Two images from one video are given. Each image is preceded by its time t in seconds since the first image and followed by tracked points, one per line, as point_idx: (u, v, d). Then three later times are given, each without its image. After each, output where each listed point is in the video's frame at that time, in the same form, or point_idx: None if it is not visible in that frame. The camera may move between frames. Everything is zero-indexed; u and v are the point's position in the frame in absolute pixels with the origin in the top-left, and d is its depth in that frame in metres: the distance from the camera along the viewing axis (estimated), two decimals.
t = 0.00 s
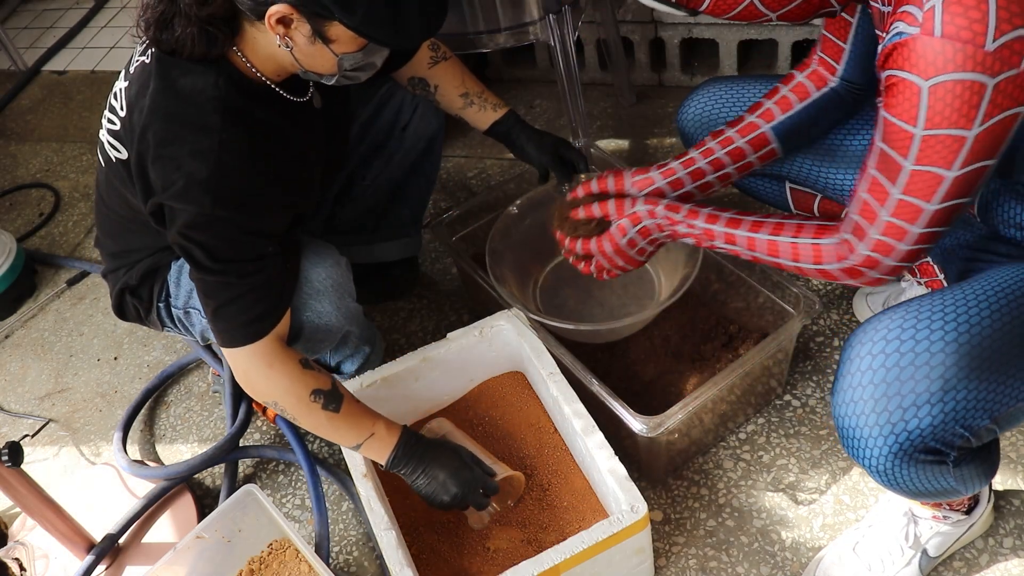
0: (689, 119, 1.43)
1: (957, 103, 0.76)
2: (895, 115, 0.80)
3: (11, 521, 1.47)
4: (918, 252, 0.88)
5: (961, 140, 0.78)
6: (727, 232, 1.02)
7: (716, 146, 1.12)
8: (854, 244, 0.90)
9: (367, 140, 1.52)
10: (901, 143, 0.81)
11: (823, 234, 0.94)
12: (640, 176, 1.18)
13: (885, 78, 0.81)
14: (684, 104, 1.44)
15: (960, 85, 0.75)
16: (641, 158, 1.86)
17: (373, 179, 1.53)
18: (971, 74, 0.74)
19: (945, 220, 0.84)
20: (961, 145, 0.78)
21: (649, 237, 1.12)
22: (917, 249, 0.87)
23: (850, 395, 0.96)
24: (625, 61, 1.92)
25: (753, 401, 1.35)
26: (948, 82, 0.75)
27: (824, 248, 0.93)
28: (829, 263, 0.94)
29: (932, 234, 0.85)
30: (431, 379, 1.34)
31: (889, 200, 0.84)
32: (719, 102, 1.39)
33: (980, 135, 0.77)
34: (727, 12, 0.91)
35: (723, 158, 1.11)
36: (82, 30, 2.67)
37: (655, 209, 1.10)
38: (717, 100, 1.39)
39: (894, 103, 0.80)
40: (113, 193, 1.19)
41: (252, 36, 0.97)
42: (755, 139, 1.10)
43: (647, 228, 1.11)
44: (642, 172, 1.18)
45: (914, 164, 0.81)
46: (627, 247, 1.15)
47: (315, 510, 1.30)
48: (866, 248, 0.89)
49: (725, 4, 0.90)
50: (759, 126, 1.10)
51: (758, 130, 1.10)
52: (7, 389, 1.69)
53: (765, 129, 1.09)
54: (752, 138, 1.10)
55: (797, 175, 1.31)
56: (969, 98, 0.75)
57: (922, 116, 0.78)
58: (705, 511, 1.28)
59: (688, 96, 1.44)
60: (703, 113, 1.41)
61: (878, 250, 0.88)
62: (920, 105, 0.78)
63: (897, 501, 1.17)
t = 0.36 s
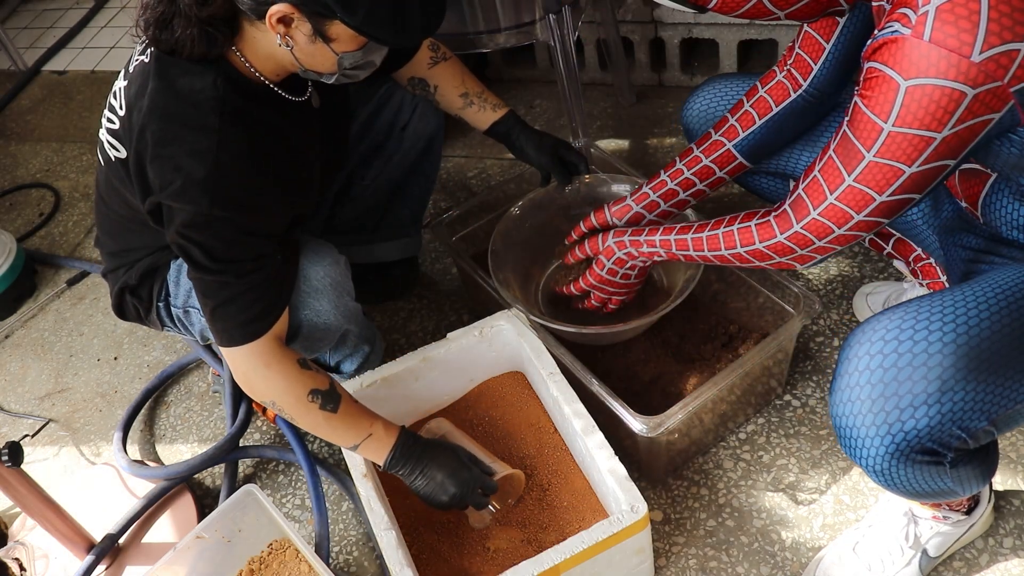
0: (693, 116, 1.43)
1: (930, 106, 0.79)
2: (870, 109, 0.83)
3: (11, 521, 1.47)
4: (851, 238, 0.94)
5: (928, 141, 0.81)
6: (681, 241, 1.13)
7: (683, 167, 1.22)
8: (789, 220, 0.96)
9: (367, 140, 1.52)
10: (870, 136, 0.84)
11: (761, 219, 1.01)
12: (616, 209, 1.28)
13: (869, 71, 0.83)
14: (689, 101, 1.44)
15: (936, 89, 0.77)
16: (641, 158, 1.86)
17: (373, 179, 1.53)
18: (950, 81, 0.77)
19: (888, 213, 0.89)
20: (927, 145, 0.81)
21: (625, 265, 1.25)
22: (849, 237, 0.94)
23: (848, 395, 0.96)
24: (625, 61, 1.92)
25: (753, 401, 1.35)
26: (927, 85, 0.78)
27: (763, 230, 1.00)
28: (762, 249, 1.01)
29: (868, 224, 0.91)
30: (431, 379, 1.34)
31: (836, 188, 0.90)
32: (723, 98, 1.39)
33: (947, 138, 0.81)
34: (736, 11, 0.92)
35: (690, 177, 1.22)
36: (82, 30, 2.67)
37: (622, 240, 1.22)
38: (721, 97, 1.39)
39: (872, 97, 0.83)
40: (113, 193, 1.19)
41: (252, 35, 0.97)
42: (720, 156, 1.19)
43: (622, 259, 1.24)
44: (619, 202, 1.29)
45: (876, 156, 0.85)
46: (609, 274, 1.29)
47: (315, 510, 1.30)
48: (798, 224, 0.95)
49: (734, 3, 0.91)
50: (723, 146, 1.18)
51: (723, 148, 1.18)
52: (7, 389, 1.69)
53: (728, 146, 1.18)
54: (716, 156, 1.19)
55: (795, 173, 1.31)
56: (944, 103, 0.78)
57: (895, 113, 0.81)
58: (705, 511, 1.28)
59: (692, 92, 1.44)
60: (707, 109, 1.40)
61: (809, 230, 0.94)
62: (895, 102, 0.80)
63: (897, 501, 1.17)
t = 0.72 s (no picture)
0: (693, 115, 1.43)
1: (944, 102, 0.79)
2: (883, 108, 0.83)
3: (10, 521, 1.47)
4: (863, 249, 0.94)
5: (943, 139, 0.81)
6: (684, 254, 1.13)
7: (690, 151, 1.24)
8: (801, 234, 0.96)
9: (367, 139, 1.52)
10: (884, 136, 0.84)
11: (771, 234, 1.01)
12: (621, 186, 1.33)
13: (880, 69, 0.83)
14: (688, 99, 1.44)
15: (951, 85, 0.77)
16: (641, 158, 1.86)
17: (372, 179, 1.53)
18: (964, 75, 0.76)
19: (902, 220, 0.89)
20: (942, 144, 0.81)
21: (619, 278, 1.24)
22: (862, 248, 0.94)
23: (847, 396, 0.96)
24: (625, 61, 1.92)
25: (753, 401, 1.35)
26: (940, 80, 0.78)
27: (773, 245, 1.00)
28: (772, 265, 1.01)
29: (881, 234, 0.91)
30: (431, 379, 1.34)
31: (845, 198, 0.90)
32: (722, 98, 1.39)
33: (961, 136, 0.81)
34: (737, 15, 0.92)
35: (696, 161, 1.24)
36: (82, 30, 2.67)
37: (621, 253, 1.22)
38: (721, 96, 1.39)
39: (884, 96, 0.83)
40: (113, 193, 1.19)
41: (250, 35, 0.97)
42: (728, 144, 1.20)
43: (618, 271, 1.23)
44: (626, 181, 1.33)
45: (889, 159, 0.85)
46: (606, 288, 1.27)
47: (315, 510, 1.30)
48: (810, 238, 0.95)
49: (736, 8, 0.91)
50: (733, 134, 1.19)
51: (732, 136, 1.20)
52: (7, 389, 1.69)
53: (738, 135, 1.19)
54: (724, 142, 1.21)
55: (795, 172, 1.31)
56: (958, 98, 0.78)
57: (908, 111, 0.81)
58: (705, 511, 1.28)
59: (692, 91, 1.44)
60: (706, 109, 1.40)
61: (821, 242, 0.94)
62: (909, 100, 0.80)
63: (897, 501, 1.17)
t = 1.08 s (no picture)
0: (693, 115, 1.43)
1: (934, 100, 0.79)
2: (874, 107, 0.84)
3: (10, 521, 1.47)
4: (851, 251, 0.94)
5: (933, 137, 0.81)
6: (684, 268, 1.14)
7: (694, 155, 1.23)
8: (789, 232, 0.97)
9: (366, 139, 1.52)
10: (874, 134, 0.84)
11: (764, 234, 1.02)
12: (638, 209, 1.32)
13: (871, 68, 0.84)
14: (689, 99, 1.44)
15: (941, 82, 0.77)
16: (641, 158, 1.86)
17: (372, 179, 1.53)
18: (955, 73, 0.77)
19: (891, 219, 0.89)
20: (932, 142, 0.81)
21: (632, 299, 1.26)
22: (848, 251, 0.94)
23: (848, 390, 0.97)
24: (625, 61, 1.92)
25: (753, 401, 1.35)
26: (930, 77, 0.78)
27: (764, 244, 1.00)
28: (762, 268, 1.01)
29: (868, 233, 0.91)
30: (431, 379, 1.34)
31: (830, 199, 0.91)
32: (722, 98, 1.39)
33: (951, 134, 0.81)
34: (733, 20, 0.93)
35: (699, 164, 1.24)
36: (82, 30, 2.67)
37: (639, 273, 1.24)
38: (720, 95, 1.39)
39: (875, 94, 0.83)
40: (112, 193, 1.19)
41: (247, 33, 0.97)
42: (735, 150, 1.21)
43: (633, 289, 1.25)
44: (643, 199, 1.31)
45: (879, 158, 0.85)
46: (616, 303, 1.29)
47: (315, 510, 1.30)
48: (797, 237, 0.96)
49: (731, 12, 0.91)
50: (739, 139, 1.19)
51: (738, 142, 1.20)
52: (6, 389, 1.69)
53: (744, 141, 1.19)
54: (731, 148, 1.21)
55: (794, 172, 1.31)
56: (948, 96, 0.78)
57: (898, 110, 0.81)
58: (705, 511, 1.28)
59: (692, 91, 1.44)
60: (706, 108, 1.41)
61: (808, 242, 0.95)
62: (899, 98, 0.81)
63: (897, 500, 1.17)
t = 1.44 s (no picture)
0: (695, 113, 1.43)
1: (936, 96, 0.78)
2: (876, 105, 0.84)
3: (11, 521, 1.47)
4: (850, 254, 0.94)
5: (935, 135, 0.81)
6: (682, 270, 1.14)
7: (696, 166, 1.24)
8: (790, 236, 0.97)
9: (366, 139, 1.52)
10: (874, 132, 0.84)
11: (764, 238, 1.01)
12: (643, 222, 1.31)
13: (873, 65, 0.84)
14: (691, 98, 1.44)
15: (941, 78, 0.77)
16: (641, 158, 1.86)
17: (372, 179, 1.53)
18: (957, 68, 0.76)
19: (892, 220, 0.89)
20: (934, 140, 0.81)
21: (628, 300, 1.26)
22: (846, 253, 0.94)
23: (845, 391, 0.97)
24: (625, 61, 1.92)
25: (753, 401, 1.35)
26: (931, 73, 0.78)
27: (764, 247, 1.00)
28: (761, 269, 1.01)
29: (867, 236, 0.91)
30: (432, 379, 1.34)
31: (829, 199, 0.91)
32: (723, 96, 1.39)
33: (953, 132, 0.80)
34: (731, 19, 0.92)
35: (699, 177, 1.24)
36: (82, 30, 2.67)
37: (632, 270, 1.24)
38: (721, 94, 1.39)
39: (877, 92, 0.83)
40: (111, 194, 1.19)
41: (237, 30, 0.97)
42: (738, 161, 1.21)
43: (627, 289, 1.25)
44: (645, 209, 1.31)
45: (880, 156, 0.85)
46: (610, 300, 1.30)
47: (315, 510, 1.30)
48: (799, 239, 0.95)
49: (729, 11, 0.91)
50: (739, 151, 1.20)
51: (739, 153, 1.20)
52: (6, 389, 1.69)
53: (745, 152, 1.19)
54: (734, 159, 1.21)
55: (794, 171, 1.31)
56: (949, 92, 0.78)
57: (900, 107, 0.81)
58: (705, 511, 1.28)
59: (695, 89, 1.44)
60: (707, 106, 1.41)
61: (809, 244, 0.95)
62: (901, 95, 0.81)
63: (897, 500, 1.17)
